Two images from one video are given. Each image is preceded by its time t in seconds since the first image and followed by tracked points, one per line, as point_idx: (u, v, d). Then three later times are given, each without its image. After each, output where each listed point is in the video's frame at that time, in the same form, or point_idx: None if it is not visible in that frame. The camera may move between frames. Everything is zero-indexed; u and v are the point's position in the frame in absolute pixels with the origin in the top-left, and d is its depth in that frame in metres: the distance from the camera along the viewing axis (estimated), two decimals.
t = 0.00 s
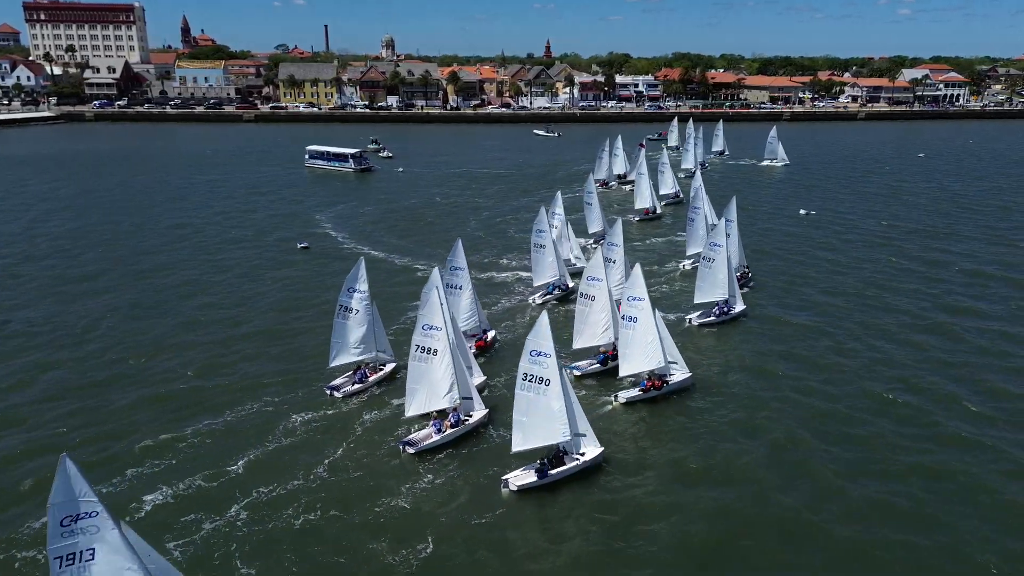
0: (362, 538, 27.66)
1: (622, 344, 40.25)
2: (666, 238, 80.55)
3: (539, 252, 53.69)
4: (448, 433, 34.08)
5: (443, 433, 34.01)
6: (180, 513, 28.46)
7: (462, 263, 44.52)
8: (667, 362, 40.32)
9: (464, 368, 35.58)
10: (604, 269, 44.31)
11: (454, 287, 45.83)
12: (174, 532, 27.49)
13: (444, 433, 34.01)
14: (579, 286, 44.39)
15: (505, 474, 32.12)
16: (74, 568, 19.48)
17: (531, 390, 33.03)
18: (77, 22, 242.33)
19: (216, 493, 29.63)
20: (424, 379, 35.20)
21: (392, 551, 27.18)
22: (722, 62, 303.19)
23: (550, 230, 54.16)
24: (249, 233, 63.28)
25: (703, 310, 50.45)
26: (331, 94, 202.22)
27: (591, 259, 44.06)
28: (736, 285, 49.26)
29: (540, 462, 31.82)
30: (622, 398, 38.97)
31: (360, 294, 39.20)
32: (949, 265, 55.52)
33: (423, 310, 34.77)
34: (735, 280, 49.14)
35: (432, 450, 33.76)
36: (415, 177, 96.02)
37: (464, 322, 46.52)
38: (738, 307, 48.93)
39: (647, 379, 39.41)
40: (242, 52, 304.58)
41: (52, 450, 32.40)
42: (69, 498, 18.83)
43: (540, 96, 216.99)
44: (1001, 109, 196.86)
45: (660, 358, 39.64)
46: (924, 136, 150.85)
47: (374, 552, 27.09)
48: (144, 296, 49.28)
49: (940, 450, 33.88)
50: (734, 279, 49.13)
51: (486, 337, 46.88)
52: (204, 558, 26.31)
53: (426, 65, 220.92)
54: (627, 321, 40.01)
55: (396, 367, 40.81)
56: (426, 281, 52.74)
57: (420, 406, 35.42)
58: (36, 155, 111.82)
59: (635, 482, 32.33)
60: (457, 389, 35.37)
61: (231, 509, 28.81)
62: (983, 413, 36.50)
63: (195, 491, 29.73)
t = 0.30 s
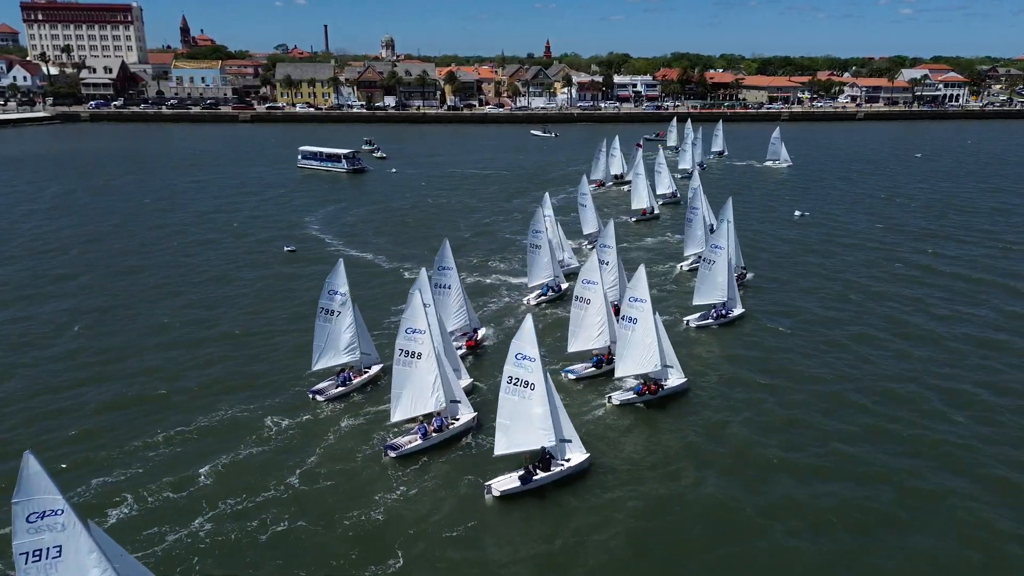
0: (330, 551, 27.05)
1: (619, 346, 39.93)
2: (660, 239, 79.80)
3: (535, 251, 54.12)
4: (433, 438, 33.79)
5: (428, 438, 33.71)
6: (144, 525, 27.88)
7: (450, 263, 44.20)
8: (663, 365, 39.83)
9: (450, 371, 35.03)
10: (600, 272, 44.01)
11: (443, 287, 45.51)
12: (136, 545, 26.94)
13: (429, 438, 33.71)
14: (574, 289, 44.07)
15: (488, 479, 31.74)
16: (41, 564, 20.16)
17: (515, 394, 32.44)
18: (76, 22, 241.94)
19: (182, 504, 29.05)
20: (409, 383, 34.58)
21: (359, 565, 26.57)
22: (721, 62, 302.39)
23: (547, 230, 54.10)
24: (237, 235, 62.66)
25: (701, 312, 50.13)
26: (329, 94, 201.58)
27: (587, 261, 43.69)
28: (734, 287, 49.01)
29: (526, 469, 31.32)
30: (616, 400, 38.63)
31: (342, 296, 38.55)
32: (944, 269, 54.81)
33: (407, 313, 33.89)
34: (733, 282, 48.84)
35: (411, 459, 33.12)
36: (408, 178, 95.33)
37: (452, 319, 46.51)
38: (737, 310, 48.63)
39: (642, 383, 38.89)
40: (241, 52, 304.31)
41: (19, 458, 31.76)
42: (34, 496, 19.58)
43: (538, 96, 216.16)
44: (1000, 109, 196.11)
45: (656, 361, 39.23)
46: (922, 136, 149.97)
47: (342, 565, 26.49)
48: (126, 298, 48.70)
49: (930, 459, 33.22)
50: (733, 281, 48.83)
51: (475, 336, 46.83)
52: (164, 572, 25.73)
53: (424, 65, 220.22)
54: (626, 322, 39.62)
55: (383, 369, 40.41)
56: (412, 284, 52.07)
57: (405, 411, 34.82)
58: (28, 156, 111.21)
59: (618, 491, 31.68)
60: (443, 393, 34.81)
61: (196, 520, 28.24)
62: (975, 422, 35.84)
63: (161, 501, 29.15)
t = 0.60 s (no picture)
0: (298, 565, 26.46)
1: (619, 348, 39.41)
2: (657, 241, 79.01)
3: (531, 252, 53.63)
4: (418, 443, 33.39)
5: (413, 443, 33.31)
6: (109, 535, 27.38)
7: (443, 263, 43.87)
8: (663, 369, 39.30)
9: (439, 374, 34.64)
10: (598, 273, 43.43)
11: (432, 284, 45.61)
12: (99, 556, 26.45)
13: (414, 443, 33.32)
14: (572, 290, 43.49)
15: (475, 485, 31.37)
16: (21, 558, 19.53)
17: (505, 399, 32.04)
18: (77, 22, 242.05)
19: (150, 514, 28.52)
20: (398, 386, 34.10)
21: None
22: (724, 61, 301.44)
23: (545, 230, 53.65)
24: (227, 237, 62.02)
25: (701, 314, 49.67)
26: (329, 94, 201.17)
27: (585, 262, 43.07)
28: (734, 288, 48.54)
29: (511, 476, 30.91)
30: (612, 404, 38.13)
31: (324, 299, 38.00)
32: (943, 274, 53.93)
33: (397, 316, 33.48)
34: (734, 284, 48.39)
35: (392, 469, 32.38)
36: (405, 178, 94.67)
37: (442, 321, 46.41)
38: (737, 312, 48.27)
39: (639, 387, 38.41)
40: (243, 52, 304.35)
41: None
42: (20, 485, 19.19)
43: (539, 97, 215.27)
44: (1004, 110, 194.80)
45: (656, 366, 38.79)
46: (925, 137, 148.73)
47: None
48: (111, 302, 48.04)
49: (924, 470, 32.45)
50: (733, 283, 48.38)
51: (468, 334, 46.71)
52: None
53: (424, 65, 219.61)
54: (627, 325, 39.08)
55: (370, 371, 40.07)
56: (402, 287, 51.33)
57: (393, 414, 34.36)
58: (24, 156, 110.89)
59: (603, 504, 30.95)
60: (432, 395, 34.43)
61: (163, 531, 27.72)
62: (972, 432, 35.04)
63: (128, 511, 28.63)
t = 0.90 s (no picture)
0: None
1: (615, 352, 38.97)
2: (651, 242, 78.34)
3: (528, 252, 53.26)
4: (404, 448, 32.98)
5: (399, 448, 32.91)
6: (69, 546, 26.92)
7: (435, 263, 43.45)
8: (659, 372, 39.02)
9: (427, 377, 34.26)
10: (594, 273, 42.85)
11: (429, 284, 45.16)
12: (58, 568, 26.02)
13: (399, 448, 32.91)
14: (568, 291, 42.84)
15: (460, 490, 31.11)
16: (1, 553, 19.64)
17: (492, 404, 31.53)
18: (78, 22, 242.00)
19: (114, 524, 28.04)
20: (385, 390, 33.69)
21: None
22: (725, 61, 300.26)
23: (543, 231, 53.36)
24: (215, 238, 61.54)
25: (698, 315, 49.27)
26: (328, 94, 200.80)
27: (582, 262, 42.52)
28: (733, 289, 48.06)
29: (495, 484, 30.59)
30: (608, 409, 37.83)
31: (310, 301, 37.56)
32: (938, 277, 53.33)
33: (385, 318, 32.98)
34: (732, 285, 48.03)
35: (369, 476, 31.83)
36: (400, 179, 94.21)
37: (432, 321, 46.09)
38: (734, 313, 47.90)
39: (636, 392, 38.15)
40: (244, 52, 304.33)
41: None
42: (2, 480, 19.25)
43: (539, 97, 214.56)
44: (1006, 110, 193.83)
45: (652, 371, 38.55)
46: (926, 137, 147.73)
47: None
48: (95, 304, 47.64)
49: (911, 480, 31.90)
50: (732, 284, 48.01)
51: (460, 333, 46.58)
52: None
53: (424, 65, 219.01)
54: (623, 328, 38.74)
55: (357, 374, 39.54)
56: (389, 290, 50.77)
57: (379, 418, 33.97)
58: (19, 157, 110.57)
59: (585, 514, 30.45)
60: (419, 400, 34.04)
61: (126, 541, 27.26)
62: (963, 441, 34.46)
63: (92, 521, 28.14)
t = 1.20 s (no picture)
0: None
1: (610, 354, 38.22)
2: (645, 242, 77.67)
3: (523, 253, 53.02)
4: (389, 452, 32.57)
5: (383, 451, 32.51)
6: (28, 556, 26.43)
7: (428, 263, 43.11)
8: (655, 374, 38.63)
9: (413, 381, 33.76)
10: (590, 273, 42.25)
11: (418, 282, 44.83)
12: None
13: (384, 451, 32.51)
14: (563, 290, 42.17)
15: (444, 496, 30.57)
16: None
17: (478, 409, 30.96)
18: (77, 22, 241.92)
19: (76, 534, 27.54)
20: (370, 394, 33.19)
21: None
22: (725, 61, 299.60)
23: (538, 232, 52.94)
24: (202, 239, 61.04)
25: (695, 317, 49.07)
26: (327, 94, 200.40)
27: (579, 261, 41.89)
28: (730, 291, 47.81)
29: (481, 490, 30.05)
30: (604, 412, 37.45)
31: (297, 302, 37.13)
32: (932, 280, 52.80)
33: (372, 321, 32.40)
34: (729, 287, 47.68)
35: (341, 484, 31.22)
36: (393, 179, 93.77)
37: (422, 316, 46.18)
38: (731, 315, 47.82)
39: (630, 395, 37.57)
40: (243, 52, 304.10)
41: None
42: None
43: (538, 97, 213.11)
44: (1007, 111, 192.75)
45: (648, 372, 38.18)
46: (925, 137, 147.11)
47: None
48: (79, 305, 47.08)
49: (894, 488, 31.36)
50: (729, 286, 47.67)
51: (450, 332, 46.64)
52: None
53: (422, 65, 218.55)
54: (618, 330, 38.04)
55: (343, 377, 39.03)
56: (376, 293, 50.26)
57: (364, 422, 33.50)
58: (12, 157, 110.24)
59: (567, 521, 29.89)
60: (405, 404, 33.56)
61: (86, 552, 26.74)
62: (954, 447, 33.92)
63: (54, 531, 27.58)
